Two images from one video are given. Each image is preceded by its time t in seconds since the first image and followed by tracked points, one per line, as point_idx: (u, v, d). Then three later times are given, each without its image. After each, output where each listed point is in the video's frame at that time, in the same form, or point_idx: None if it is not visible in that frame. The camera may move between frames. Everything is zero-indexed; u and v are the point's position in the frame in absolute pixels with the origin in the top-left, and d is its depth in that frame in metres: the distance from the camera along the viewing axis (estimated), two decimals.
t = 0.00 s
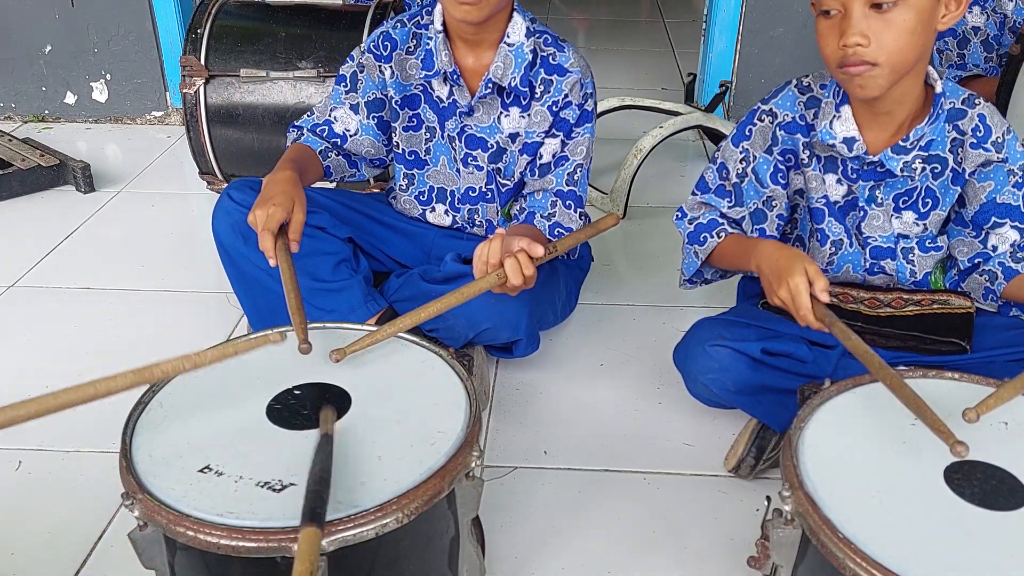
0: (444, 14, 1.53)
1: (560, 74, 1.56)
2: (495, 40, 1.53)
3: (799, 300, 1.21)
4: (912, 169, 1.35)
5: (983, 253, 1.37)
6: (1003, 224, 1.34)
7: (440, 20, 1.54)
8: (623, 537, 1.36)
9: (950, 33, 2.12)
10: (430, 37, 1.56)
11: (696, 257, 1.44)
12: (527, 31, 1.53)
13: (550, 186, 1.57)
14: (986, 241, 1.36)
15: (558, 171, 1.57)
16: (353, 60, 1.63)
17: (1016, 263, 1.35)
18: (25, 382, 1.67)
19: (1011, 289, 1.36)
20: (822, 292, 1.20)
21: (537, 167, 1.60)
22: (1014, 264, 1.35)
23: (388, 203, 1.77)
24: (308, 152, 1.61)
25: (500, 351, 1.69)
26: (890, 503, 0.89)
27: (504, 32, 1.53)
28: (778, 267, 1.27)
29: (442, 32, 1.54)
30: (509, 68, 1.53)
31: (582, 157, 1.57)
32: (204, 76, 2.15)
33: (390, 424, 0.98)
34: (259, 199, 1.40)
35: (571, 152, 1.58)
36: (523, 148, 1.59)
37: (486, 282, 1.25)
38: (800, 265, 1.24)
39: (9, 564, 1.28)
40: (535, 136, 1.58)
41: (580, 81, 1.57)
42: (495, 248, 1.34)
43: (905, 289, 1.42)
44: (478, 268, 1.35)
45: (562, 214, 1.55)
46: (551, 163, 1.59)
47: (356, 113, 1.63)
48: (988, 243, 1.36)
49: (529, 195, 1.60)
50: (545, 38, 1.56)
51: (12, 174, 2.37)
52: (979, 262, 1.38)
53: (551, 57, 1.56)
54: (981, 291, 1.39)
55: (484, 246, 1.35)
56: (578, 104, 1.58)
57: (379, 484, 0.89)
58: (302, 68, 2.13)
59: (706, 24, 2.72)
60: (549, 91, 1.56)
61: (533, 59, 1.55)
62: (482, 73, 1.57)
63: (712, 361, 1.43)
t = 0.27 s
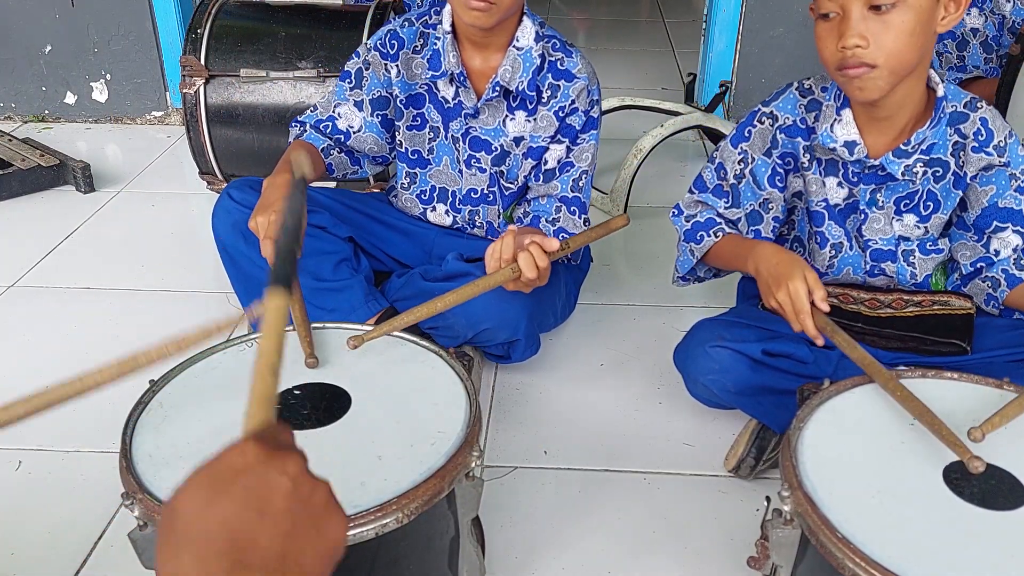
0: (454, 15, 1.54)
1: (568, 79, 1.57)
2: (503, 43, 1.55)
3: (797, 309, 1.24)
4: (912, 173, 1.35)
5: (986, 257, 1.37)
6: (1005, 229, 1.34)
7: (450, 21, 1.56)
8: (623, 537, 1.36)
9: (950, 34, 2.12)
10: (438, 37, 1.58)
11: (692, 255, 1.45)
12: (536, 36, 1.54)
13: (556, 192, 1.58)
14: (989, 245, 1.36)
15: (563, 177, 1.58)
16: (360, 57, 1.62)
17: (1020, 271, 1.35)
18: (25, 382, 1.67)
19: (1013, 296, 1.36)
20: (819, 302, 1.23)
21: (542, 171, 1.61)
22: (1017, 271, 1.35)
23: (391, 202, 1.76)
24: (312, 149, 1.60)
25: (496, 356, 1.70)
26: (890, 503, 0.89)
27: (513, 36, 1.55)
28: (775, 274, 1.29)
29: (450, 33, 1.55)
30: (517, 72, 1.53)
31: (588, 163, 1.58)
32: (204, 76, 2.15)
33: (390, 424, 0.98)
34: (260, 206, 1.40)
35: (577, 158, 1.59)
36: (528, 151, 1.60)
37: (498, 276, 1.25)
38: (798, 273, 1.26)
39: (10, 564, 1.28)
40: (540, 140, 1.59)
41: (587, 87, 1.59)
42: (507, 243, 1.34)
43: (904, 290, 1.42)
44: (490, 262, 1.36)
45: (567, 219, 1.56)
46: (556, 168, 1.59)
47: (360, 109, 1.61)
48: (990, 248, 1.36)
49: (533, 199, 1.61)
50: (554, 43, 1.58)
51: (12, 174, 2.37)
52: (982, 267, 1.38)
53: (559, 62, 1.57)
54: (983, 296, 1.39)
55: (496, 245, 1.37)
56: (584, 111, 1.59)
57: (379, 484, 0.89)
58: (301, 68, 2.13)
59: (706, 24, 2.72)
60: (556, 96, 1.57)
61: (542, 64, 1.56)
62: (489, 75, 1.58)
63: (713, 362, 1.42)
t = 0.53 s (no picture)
0: (456, 18, 1.54)
1: (569, 83, 1.57)
2: (504, 47, 1.55)
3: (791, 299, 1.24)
4: (925, 168, 1.35)
5: (996, 257, 1.37)
6: (1016, 229, 1.35)
7: (451, 23, 1.55)
8: (623, 537, 1.36)
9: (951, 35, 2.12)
10: (438, 38, 1.58)
11: (689, 233, 1.45)
12: (538, 39, 1.54)
13: (556, 196, 1.58)
14: (999, 246, 1.36)
15: (564, 181, 1.58)
16: (361, 56, 1.62)
17: None
18: (25, 382, 1.67)
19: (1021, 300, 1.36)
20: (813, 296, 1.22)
21: (543, 175, 1.61)
22: None
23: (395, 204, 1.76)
24: (312, 148, 1.60)
25: (495, 358, 1.70)
26: (890, 503, 0.89)
27: (514, 39, 1.54)
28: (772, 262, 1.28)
29: (452, 35, 1.55)
30: (518, 75, 1.53)
31: (588, 167, 1.59)
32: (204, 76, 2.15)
33: (390, 424, 0.98)
34: (262, 204, 1.39)
35: (578, 162, 1.59)
36: (529, 154, 1.60)
37: (498, 280, 1.26)
38: (795, 263, 1.26)
39: (10, 564, 1.28)
40: (541, 143, 1.59)
41: (588, 91, 1.58)
42: (508, 248, 1.34)
43: (906, 290, 1.42)
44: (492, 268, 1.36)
45: (568, 222, 1.55)
46: (557, 172, 1.60)
47: (361, 108, 1.62)
48: (1000, 248, 1.36)
49: (534, 203, 1.60)
50: (556, 47, 1.58)
51: (12, 174, 2.37)
52: (991, 268, 1.38)
53: (561, 66, 1.57)
54: (990, 300, 1.39)
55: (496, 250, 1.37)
56: (585, 115, 1.59)
57: (379, 485, 0.89)
58: (302, 68, 2.13)
59: (706, 24, 2.72)
60: (557, 100, 1.57)
61: (543, 67, 1.56)
62: (489, 78, 1.57)
63: (714, 361, 1.42)
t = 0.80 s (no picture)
0: (456, 20, 1.54)
1: (569, 84, 1.57)
2: (504, 49, 1.55)
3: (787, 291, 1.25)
4: (943, 157, 1.34)
5: (1006, 253, 1.38)
6: None
7: (451, 25, 1.55)
8: (623, 537, 1.36)
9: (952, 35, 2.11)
10: (438, 40, 1.58)
11: (691, 209, 1.44)
12: (537, 41, 1.54)
13: (557, 198, 1.57)
14: (1009, 241, 1.37)
15: (565, 182, 1.58)
16: (361, 57, 1.62)
17: None
18: (25, 382, 1.67)
19: None
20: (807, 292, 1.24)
21: (543, 176, 1.60)
22: None
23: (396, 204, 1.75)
24: (313, 149, 1.60)
25: (495, 358, 1.69)
26: (890, 503, 0.89)
27: (514, 41, 1.54)
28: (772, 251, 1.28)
29: (452, 37, 1.55)
30: (518, 77, 1.53)
31: (589, 169, 1.58)
32: (204, 76, 2.15)
33: (389, 425, 0.98)
34: (262, 209, 1.39)
35: (579, 163, 1.58)
36: (529, 156, 1.60)
37: (498, 281, 1.25)
38: (794, 255, 1.26)
39: (10, 565, 1.28)
40: (541, 145, 1.58)
41: (588, 92, 1.58)
42: (508, 250, 1.34)
43: (908, 288, 1.42)
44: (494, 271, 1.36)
45: (569, 224, 1.55)
46: (558, 174, 1.59)
47: (362, 110, 1.62)
48: (1010, 243, 1.37)
49: (535, 204, 1.60)
50: (555, 48, 1.58)
51: (12, 174, 2.37)
52: (1001, 263, 1.39)
53: (561, 67, 1.57)
54: (998, 298, 1.41)
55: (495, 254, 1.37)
56: (585, 117, 1.58)
57: (378, 485, 0.89)
58: (302, 68, 2.13)
59: (706, 24, 2.72)
60: (558, 101, 1.57)
61: (543, 69, 1.56)
62: (489, 79, 1.58)
63: (714, 361, 1.42)
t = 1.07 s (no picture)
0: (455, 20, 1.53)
1: (569, 84, 1.56)
2: (503, 49, 1.54)
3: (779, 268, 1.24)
4: (953, 152, 1.34)
5: (1010, 253, 1.38)
6: None
7: (450, 25, 1.54)
8: (623, 537, 1.36)
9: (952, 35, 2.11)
10: (438, 40, 1.58)
11: (690, 187, 1.42)
12: (537, 40, 1.54)
13: (557, 197, 1.57)
14: (1013, 240, 1.37)
15: (565, 182, 1.58)
16: (360, 57, 1.62)
17: None
18: (25, 382, 1.67)
19: None
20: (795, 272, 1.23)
21: (543, 176, 1.61)
22: None
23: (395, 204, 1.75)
24: (313, 148, 1.60)
25: (495, 357, 1.69)
26: (890, 503, 0.89)
27: (513, 40, 1.54)
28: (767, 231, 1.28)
29: (451, 37, 1.54)
30: (517, 78, 1.53)
31: (589, 169, 1.58)
32: (204, 76, 2.15)
33: (388, 425, 0.98)
34: (262, 208, 1.39)
35: (578, 163, 1.58)
36: (529, 156, 1.60)
37: (498, 280, 1.25)
38: (788, 239, 1.25)
39: (10, 564, 1.28)
40: (541, 145, 1.58)
41: (588, 92, 1.58)
42: (507, 249, 1.33)
43: (910, 288, 1.41)
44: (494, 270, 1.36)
45: (569, 224, 1.55)
46: (558, 173, 1.59)
47: (361, 110, 1.62)
48: (1014, 242, 1.37)
49: (534, 204, 1.60)
50: (555, 48, 1.58)
51: (12, 174, 2.37)
52: (1006, 263, 1.39)
53: (560, 67, 1.56)
54: (1002, 299, 1.42)
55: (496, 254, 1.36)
56: (585, 116, 1.58)
57: (377, 484, 0.89)
58: (302, 68, 2.13)
59: (707, 24, 2.72)
60: (557, 101, 1.57)
61: (542, 69, 1.56)
62: (489, 79, 1.57)
63: (714, 361, 1.42)
